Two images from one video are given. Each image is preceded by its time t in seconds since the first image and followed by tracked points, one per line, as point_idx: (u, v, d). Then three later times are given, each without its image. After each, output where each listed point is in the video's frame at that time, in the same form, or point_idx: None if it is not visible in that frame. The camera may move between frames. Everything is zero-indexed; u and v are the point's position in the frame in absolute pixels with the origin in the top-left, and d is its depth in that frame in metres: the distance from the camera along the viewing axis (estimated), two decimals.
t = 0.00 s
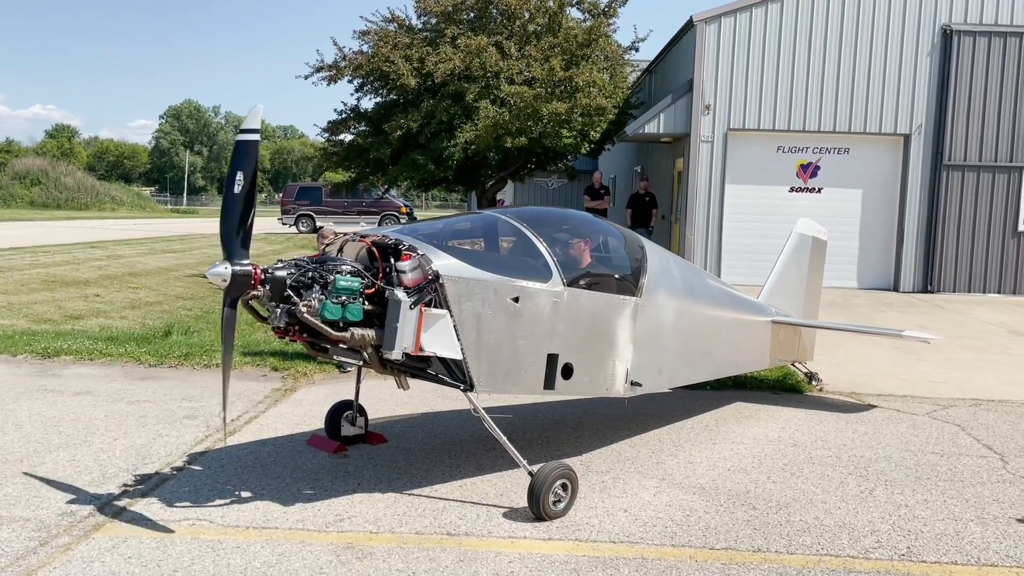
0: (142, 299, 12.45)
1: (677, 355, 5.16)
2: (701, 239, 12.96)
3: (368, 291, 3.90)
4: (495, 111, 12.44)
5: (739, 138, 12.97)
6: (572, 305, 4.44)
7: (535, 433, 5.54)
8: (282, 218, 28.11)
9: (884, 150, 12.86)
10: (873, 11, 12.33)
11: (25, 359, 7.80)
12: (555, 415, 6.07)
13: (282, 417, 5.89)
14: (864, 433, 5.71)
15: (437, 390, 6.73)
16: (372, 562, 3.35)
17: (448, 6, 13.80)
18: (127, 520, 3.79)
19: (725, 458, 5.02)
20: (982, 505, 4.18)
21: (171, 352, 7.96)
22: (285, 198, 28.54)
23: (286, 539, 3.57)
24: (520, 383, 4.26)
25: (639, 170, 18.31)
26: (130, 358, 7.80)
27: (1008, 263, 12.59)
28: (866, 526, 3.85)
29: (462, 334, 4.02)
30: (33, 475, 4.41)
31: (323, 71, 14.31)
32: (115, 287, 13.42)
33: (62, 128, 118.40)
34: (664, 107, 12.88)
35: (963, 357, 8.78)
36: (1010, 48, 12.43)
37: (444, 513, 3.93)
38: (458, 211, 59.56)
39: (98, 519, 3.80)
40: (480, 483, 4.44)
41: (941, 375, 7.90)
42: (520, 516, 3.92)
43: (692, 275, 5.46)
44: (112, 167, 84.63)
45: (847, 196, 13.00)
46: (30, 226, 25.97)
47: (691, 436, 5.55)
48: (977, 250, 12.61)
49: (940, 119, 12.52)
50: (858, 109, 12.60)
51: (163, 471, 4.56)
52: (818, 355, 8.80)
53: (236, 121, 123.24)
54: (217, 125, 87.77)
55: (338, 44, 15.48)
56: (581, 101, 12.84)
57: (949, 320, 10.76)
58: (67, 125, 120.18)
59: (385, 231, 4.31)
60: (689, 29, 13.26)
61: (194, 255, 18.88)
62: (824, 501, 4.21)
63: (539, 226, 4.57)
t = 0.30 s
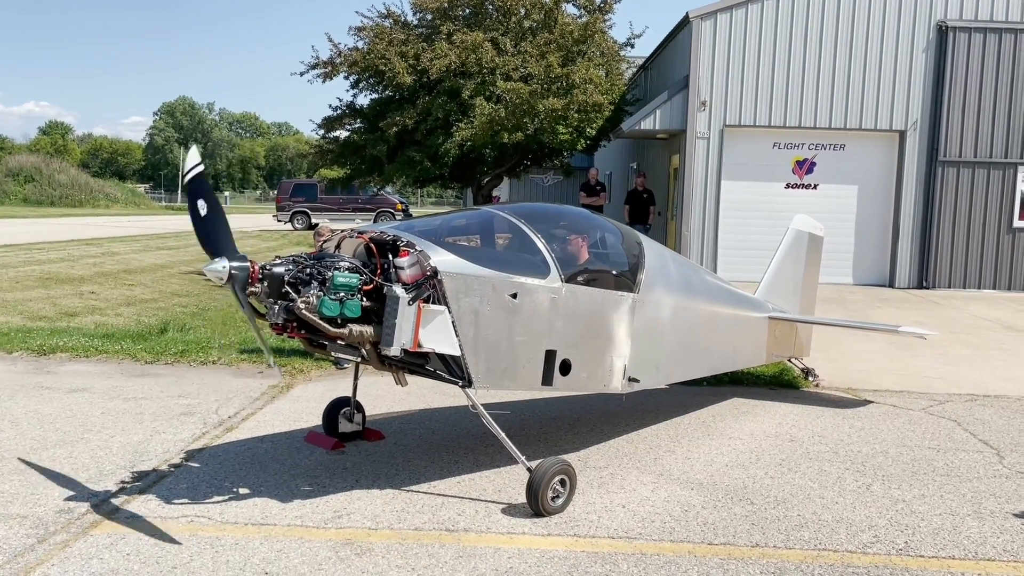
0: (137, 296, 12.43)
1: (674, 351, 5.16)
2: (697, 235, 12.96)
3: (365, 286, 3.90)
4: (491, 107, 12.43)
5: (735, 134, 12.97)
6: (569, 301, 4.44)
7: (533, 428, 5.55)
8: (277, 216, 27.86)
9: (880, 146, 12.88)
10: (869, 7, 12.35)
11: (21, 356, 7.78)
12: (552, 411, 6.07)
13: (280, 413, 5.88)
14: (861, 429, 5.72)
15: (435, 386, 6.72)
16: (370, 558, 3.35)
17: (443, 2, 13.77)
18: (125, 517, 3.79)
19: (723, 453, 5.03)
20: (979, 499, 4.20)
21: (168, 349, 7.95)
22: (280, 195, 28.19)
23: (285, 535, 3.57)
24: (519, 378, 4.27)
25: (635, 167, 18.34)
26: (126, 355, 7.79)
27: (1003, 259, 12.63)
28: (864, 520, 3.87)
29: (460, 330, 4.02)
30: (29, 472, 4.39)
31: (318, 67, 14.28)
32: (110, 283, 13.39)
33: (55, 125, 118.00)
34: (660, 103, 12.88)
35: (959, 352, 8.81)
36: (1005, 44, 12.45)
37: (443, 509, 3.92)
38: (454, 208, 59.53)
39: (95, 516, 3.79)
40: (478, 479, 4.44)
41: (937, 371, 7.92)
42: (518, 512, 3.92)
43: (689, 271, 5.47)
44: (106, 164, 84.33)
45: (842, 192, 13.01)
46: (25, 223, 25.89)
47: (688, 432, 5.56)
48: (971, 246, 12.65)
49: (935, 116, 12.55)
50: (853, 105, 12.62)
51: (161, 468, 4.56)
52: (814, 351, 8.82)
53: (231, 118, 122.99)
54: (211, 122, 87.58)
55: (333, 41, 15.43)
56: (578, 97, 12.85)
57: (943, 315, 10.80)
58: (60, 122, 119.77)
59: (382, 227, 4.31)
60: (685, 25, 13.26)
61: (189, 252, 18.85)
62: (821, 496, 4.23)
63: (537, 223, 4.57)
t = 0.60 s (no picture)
0: (131, 293, 12.40)
1: (671, 347, 5.18)
2: (692, 232, 12.98)
3: (363, 284, 3.89)
4: (486, 104, 12.40)
5: (730, 131, 12.98)
6: (568, 298, 4.45)
7: (531, 425, 5.56)
8: (271, 212, 27.87)
9: (875, 143, 12.89)
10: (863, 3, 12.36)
11: (16, 354, 7.76)
12: (549, 407, 6.08)
13: (277, 411, 5.87)
14: (857, 425, 5.74)
15: (432, 383, 6.72)
16: (370, 555, 3.34)
17: None
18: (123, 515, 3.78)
19: (720, 450, 5.04)
20: (975, 495, 4.22)
21: (163, 346, 7.93)
22: (274, 191, 28.23)
23: (284, 533, 3.56)
24: (517, 376, 4.27)
25: (629, 163, 18.36)
26: (122, 352, 7.77)
27: (996, 255, 12.68)
28: (862, 516, 3.88)
29: (459, 327, 4.02)
30: (26, 471, 4.38)
31: (313, 64, 14.23)
32: (105, 281, 13.35)
33: (48, 121, 117.47)
34: (655, 100, 12.89)
35: (953, 348, 8.85)
36: (999, 40, 12.47)
37: (441, 506, 3.93)
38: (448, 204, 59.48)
39: (93, 514, 3.78)
40: (477, 476, 4.44)
41: (931, 366, 7.96)
42: (517, 509, 3.93)
43: (686, 267, 5.48)
44: (99, 160, 83.96)
45: (838, 187, 13.04)
46: (18, 220, 25.79)
47: (685, 428, 5.57)
48: (965, 242, 12.69)
49: (929, 112, 12.57)
50: (848, 102, 12.63)
51: (158, 466, 4.55)
52: (809, 346, 8.85)
53: (224, 114, 122.59)
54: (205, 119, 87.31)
55: (328, 37, 15.40)
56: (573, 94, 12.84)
57: (937, 311, 10.84)
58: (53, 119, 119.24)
59: (379, 224, 4.30)
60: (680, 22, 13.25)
61: (183, 249, 18.82)
62: (818, 492, 4.24)
63: (534, 220, 4.56)
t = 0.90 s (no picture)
0: (125, 290, 12.35)
1: (670, 344, 5.19)
2: (687, 229, 13.03)
3: (364, 282, 3.88)
4: (481, 101, 12.32)
5: (724, 127, 13.01)
6: (568, 296, 4.45)
7: (531, 422, 5.57)
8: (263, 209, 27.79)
9: (868, 139, 12.96)
10: None
11: (11, 352, 7.72)
12: (548, 404, 6.09)
13: (275, 409, 5.87)
14: (854, 420, 5.77)
15: (430, 380, 6.73)
16: (373, 553, 3.35)
17: None
18: (124, 514, 3.77)
19: (720, 446, 5.06)
20: (974, 490, 4.25)
21: (160, 344, 7.91)
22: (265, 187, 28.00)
23: (287, 531, 3.56)
24: (518, 373, 4.28)
25: (623, 159, 18.37)
26: (118, 350, 7.74)
27: (989, 251, 12.74)
28: (862, 512, 3.90)
29: (460, 325, 4.02)
30: (26, 470, 4.36)
31: (306, 60, 14.09)
32: (98, 278, 13.28)
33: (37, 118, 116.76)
34: (650, 96, 12.92)
35: (947, 343, 8.90)
36: (991, 37, 12.52)
37: (443, 503, 3.93)
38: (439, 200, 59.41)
39: (94, 513, 3.77)
40: (477, 473, 4.45)
41: (927, 362, 8.00)
42: (519, 505, 3.94)
43: (684, 265, 5.50)
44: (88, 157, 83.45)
45: (832, 184, 13.07)
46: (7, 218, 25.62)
47: (684, 424, 5.59)
48: (958, 238, 12.75)
49: (922, 108, 12.62)
50: (841, 98, 12.68)
51: (158, 464, 4.54)
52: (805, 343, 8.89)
53: (216, 111, 122.10)
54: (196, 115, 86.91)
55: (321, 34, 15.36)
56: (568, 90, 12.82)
57: (932, 307, 10.89)
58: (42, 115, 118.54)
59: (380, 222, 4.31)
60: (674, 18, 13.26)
61: (175, 246, 18.75)
62: (818, 488, 4.26)
63: (535, 217, 4.57)
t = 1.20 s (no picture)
0: (120, 288, 12.31)
1: (673, 341, 5.21)
2: (684, 226, 13.02)
3: (374, 281, 3.89)
4: (477, 99, 12.27)
5: (721, 124, 13.04)
6: (574, 293, 4.47)
7: (535, 419, 5.59)
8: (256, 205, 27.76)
9: (863, 136, 13.00)
10: None
11: (10, 350, 7.70)
12: (551, 401, 6.11)
13: (279, 406, 5.87)
14: (856, 416, 5.81)
15: (432, 377, 6.74)
16: (386, 551, 3.36)
17: None
18: (134, 512, 3.77)
19: (724, 442, 5.09)
20: (978, 485, 4.29)
21: (160, 342, 7.90)
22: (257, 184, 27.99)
23: (298, 529, 3.57)
24: (526, 371, 4.29)
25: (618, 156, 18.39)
26: (118, 348, 7.73)
27: (983, 247, 12.82)
28: (868, 507, 3.93)
29: (468, 323, 4.03)
30: (32, 469, 4.36)
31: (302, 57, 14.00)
32: (93, 276, 13.23)
33: (27, 114, 116.13)
34: (647, 93, 12.86)
35: (943, 339, 8.95)
36: (986, 34, 12.57)
37: (452, 501, 3.95)
38: (431, 196, 59.35)
39: (104, 512, 3.77)
40: (485, 470, 4.47)
41: (925, 358, 8.04)
42: (528, 503, 3.95)
43: (687, 261, 5.52)
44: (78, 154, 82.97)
45: (828, 180, 13.12)
46: None
47: (687, 421, 5.61)
48: (953, 234, 12.82)
49: (917, 105, 12.67)
50: (837, 95, 12.71)
51: (165, 463, 4.54)
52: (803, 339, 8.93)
53: (206, 107, 121.71)
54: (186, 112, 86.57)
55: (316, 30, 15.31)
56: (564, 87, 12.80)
57: (928, 303, 10.96)
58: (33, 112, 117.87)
59: (389, 220, 4.29)
60: (670, 14, 13.26)
61: (169, 243, 18.68)
62: (824, 484, 4.29)
63: (540, 214, 4.58)
